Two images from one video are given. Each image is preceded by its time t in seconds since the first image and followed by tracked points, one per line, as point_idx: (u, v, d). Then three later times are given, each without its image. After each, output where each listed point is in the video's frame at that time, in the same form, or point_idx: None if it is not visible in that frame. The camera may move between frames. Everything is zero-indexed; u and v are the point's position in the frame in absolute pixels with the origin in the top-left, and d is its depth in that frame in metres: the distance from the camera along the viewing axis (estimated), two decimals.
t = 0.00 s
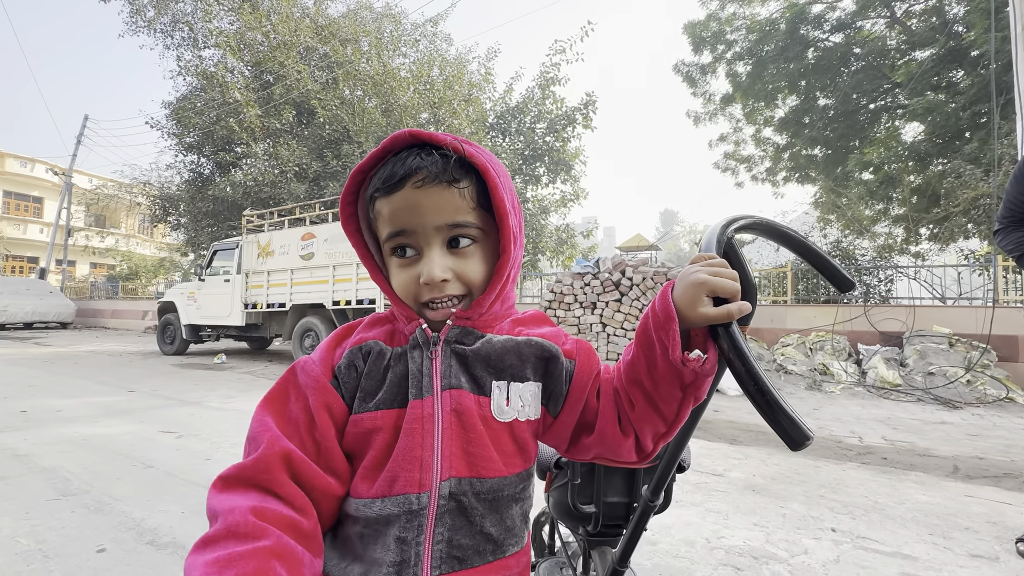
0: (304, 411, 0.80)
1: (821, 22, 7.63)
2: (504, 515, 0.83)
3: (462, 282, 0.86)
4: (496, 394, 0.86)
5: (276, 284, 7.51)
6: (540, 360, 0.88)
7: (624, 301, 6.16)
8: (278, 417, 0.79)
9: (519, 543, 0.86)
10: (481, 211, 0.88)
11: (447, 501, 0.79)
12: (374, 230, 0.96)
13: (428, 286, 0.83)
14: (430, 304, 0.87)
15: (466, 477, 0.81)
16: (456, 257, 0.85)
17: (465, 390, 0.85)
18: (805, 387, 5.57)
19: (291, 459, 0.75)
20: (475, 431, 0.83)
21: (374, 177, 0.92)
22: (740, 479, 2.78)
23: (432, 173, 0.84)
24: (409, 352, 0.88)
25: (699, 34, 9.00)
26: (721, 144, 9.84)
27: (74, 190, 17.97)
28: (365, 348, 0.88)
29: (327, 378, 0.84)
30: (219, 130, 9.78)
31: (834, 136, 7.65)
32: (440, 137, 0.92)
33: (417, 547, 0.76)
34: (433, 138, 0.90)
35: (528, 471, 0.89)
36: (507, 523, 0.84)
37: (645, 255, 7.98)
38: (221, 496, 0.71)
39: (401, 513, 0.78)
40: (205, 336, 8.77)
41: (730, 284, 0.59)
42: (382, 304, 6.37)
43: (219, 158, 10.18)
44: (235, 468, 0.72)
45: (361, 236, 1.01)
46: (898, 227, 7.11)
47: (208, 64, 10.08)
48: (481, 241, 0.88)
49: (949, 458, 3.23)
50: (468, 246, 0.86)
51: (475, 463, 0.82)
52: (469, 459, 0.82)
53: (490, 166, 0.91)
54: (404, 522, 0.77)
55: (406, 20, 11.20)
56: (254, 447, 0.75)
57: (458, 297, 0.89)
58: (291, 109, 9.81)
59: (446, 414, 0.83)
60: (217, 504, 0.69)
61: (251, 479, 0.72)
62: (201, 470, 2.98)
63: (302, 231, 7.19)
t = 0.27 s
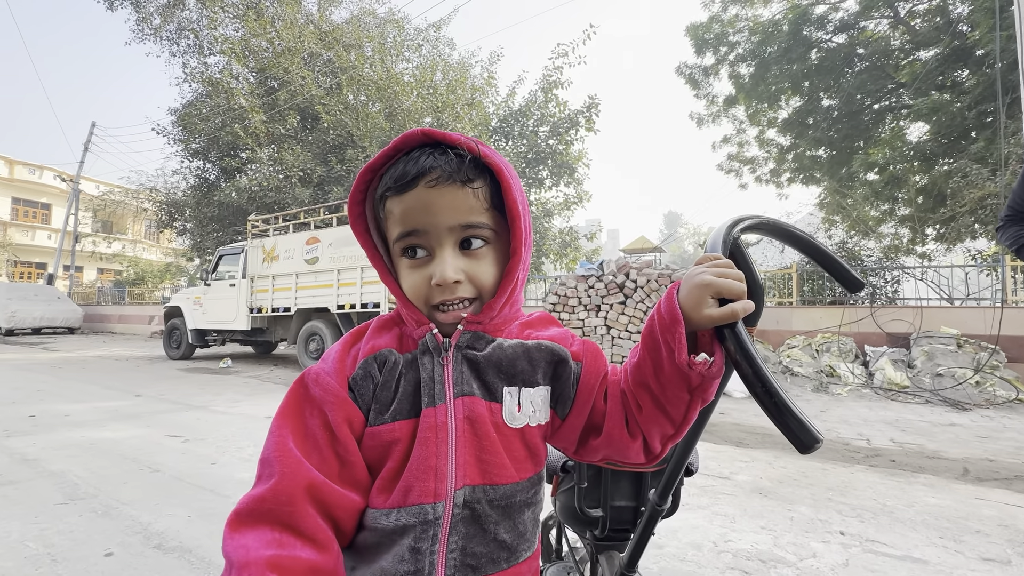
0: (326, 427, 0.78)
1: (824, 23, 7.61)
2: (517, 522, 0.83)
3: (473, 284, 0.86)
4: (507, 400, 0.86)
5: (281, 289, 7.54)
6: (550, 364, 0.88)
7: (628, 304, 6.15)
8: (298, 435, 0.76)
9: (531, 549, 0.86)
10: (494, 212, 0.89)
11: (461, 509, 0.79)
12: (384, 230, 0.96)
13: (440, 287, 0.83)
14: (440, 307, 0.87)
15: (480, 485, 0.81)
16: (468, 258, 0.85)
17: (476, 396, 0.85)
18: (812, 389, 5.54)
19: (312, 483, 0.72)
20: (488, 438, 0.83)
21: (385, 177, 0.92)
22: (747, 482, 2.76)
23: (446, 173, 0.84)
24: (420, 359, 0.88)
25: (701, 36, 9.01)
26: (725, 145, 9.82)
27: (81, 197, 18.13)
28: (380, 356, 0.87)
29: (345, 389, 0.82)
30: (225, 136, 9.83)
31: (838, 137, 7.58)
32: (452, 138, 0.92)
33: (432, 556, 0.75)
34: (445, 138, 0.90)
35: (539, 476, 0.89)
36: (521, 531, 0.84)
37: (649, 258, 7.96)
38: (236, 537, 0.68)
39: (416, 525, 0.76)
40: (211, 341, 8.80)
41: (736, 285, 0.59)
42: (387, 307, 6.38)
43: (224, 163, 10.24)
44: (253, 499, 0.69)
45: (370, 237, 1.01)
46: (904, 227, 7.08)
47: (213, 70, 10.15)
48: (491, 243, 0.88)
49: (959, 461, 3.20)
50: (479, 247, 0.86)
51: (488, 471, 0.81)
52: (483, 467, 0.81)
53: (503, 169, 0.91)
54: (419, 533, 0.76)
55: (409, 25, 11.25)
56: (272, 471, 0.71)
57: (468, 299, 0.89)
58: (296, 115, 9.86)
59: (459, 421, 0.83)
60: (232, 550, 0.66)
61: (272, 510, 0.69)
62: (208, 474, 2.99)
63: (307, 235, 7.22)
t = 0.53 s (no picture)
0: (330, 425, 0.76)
1: (827, 21, 7.57)
2: (518, 522, 0.82)
3: (474, 277, 0.85)
4: (509, 397, 0.84)
5: (284, 290, 7.54)
6: (552, 361, 0.87)
7: (631, 303, 6.13)
8: (301, 435, 0.74)
9: (532, 550, 0.85)
10: (496, 204, 0.88)
11: (461, 510, 0.78)
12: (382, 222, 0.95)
13: (440, 280, 0.82)
14: (440, 301, 0.86)
15: (480, 484, 0.80)
16: (469, 251, 0.84)
17: (477, 393, 0.84)
18: (817, 389, 5.50)
19: (316, 485, 0.71)
20: (490, 436, 0.82)
21: (384, 167, 0.91)
22: (752, 482, 2.74)
23: (447, 163, 0.83)
24: (421, 355, 0.86)
25: (704, 35, 8.99)
26: (727, 145, 9.79)
27: (86, 200, 18.24)
28: (381, 351, 0.85)
29: (348, 385, 0.80)
30: (228, 138, 9.85)
31: (842, 136, 7.54)
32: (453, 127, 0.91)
33: (429, 557, 0.74)
34: (446, 127, 0.89)
35: (540, 475, 0.88)
36: (522, 532, 0.83)
37: (653, 258, 7.94)
38: (237, 546, 0.67)
39: (414, 528, 0.75)
40: (214, 342, 8.82)
41: (744, 280, 0.58)
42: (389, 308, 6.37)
43: (227, 166, 10.26)
44: (254, 506, 0.68)
45: (368, 230, 1.00)
46: (909, 226, 7.06)
47: (217, 73, 10.19)
48: (493, 236, 0.87)
49: (966, 461, 3.17)
50: (480, 240, 0.85)
51: (489, 471, 0.80)
52: (484, 466, 0.80)
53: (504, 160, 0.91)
54: (415, 534, 0.74)
55: (411, 26, 11.25)
56: (275, 474, 0.70)
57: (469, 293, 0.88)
58: (299, 117, 9.88)
59: (460, 419, 0.81)
60: (233, 563, 0.65)
61: (275, 517, 0.68)
62: (211, 475, 2.98)
63: (310, 237, 7.23)
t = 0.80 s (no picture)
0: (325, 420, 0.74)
1: (829, 19, 7.52)
2: (522, 518, 0.81)
3: (475, 266, 0.84)
4: (512, 390, 0.83)
5: (285, 289, 7.54)
6: (554, 352, 0.86)
7: (633, 302, 6.12)
8: (295, 431, 0.72)
9: (536, 545, 0.84)
10: (498, 191, 0.88)
11: (465, 505, 0.77)
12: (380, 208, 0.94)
13: (441, 269, 0.82)
14: (441, 290, 0.86)
15: (484, 479, 0.79)
16: (471, 238, 0.83)
17: (480, 386, 0.83)
18: (820, 387, 5.43)
19: (312, 482, 0.69)
20: (494, 429, 0.81)
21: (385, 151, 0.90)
22: (756, 481, 2.73)
23: (450, 148, 0.82)
24: (421, 347, 0.85)
25: (705, 34, 8.97)
26: (729, 143, 9.77)
27: (88, 200, 18.28)
28: (379, 343, 0.84)
29: (345, 378, 0.79)
30: (229, 138, 9.85)
31: (844, 134, 7.51)
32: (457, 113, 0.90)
33: (432, 555, 0.73)
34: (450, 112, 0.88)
35: (543, 469, 0.87)
36: (525, 527, 0.82)
37: (654, 256, 7.93)
38: (227, 544, 0.64)
39: (417, 525, 0.73)
40: (216, 342, 8.82)
41: (754, 270, 0.57)
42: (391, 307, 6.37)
43: (229, 166, 10.26)
44: (247, 504, 0.66)
45: (365, 216, 0.99)
46: (912, 224, 7.11)
47: (218, 73, 10.19)
48: (494, 225, 0.86)
49: (970, 459, 3.16)
50: (481, 228, 0.84)
51: (493, 464, 0.79)
52: (487, 460, 0.79)
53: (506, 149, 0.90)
54: (418, 530, 0.73)
55: (411, 25, 11.23)
56: (268, 470, 0.68)
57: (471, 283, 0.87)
58: (300, 116, 9.88)
59: (463, 412, 0.80)
60: (222, 562, 0.62)
61: (268, 515, 0.66)
62: (213, 474, 2.98)
63: (311, 236, 7.23)
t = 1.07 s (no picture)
0: (323, 427, 0.74)
1: (829, 17, 7.45)
2: (526, 518, 0.81)
3: (474, 261, 0.84)
4: (515, 388, 0.83)
5: (285, 288, 7.54)
6: (557, 350, 0.85)
7: (633, 300, 6.12)
8: (293, 439, 0.72)
9: (541, 545, 0.83)
10: (492, 185, 0.88)
11: (468, 506, 0.76)
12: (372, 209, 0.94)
13: (439, 267, 0.81)
14: (439, 289, 0.85)
15: (487, 480, 0.78)
16: (467, 233, 0.83)
17: (481, 385, 0.82)
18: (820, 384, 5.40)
19: (312, 489, 0.69)
20: (497, 428, 0.80)
21: (375, 149, 0.90)
22: (756, 479, 2.72)
23: (442, 144, 0.82)
24: (422, 346, 0.85)
25: (705, 31, 8.95)
26: (729, 142, 9.75)
27: (88, 199, 18.28)
28: (377, 345, 0.84)
29: (343, 383, 0.78)
30: (229, 137, 9.84)
31: (844, 132, 7.50)
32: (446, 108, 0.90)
33: (436, 556, 0.73)
34: (439, 107, 0.88)
35: (548, 468, 0.86)
36: (530, 527, 0.81)
37: (654, 255, 7.93)
38: (230, 556, 0.64)
39: (420, 526, 0.73)
40: (216, 340, 8.82)
41: (760, 266, 0.57)
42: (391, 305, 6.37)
43: (228, 164, 10.25)
44: (248, 514, 0.66)
45: (359, 218, 0.98)
46: (913, 222, 7.07)
47: (217, 72, 10.17)
48: (489, 220, 0.86)
49: (971, 457, 3.16)
50: (477, 223, 0.84)
51: (496, 464, 0.79)
52: (490, 460, 0.79)
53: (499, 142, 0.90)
54: (421, 533, 0.73)
55: (411, 23, 11.20)
56: (268, 479, 0.68)
57: (470, 279, 0.87)
58: (300, 115, 9.86)
59: (465, 412, 0.80)
60: None
61: (269, 525, 0.66)
62: (213, 473, 2.98)
63: (311, 234, 7.22)
